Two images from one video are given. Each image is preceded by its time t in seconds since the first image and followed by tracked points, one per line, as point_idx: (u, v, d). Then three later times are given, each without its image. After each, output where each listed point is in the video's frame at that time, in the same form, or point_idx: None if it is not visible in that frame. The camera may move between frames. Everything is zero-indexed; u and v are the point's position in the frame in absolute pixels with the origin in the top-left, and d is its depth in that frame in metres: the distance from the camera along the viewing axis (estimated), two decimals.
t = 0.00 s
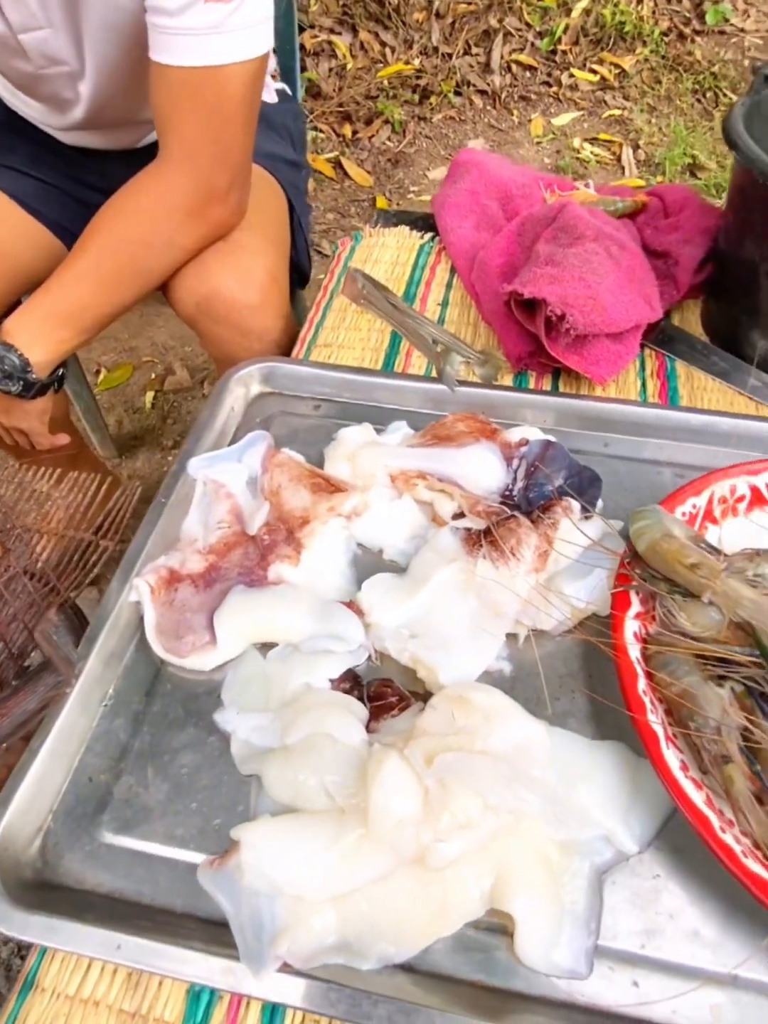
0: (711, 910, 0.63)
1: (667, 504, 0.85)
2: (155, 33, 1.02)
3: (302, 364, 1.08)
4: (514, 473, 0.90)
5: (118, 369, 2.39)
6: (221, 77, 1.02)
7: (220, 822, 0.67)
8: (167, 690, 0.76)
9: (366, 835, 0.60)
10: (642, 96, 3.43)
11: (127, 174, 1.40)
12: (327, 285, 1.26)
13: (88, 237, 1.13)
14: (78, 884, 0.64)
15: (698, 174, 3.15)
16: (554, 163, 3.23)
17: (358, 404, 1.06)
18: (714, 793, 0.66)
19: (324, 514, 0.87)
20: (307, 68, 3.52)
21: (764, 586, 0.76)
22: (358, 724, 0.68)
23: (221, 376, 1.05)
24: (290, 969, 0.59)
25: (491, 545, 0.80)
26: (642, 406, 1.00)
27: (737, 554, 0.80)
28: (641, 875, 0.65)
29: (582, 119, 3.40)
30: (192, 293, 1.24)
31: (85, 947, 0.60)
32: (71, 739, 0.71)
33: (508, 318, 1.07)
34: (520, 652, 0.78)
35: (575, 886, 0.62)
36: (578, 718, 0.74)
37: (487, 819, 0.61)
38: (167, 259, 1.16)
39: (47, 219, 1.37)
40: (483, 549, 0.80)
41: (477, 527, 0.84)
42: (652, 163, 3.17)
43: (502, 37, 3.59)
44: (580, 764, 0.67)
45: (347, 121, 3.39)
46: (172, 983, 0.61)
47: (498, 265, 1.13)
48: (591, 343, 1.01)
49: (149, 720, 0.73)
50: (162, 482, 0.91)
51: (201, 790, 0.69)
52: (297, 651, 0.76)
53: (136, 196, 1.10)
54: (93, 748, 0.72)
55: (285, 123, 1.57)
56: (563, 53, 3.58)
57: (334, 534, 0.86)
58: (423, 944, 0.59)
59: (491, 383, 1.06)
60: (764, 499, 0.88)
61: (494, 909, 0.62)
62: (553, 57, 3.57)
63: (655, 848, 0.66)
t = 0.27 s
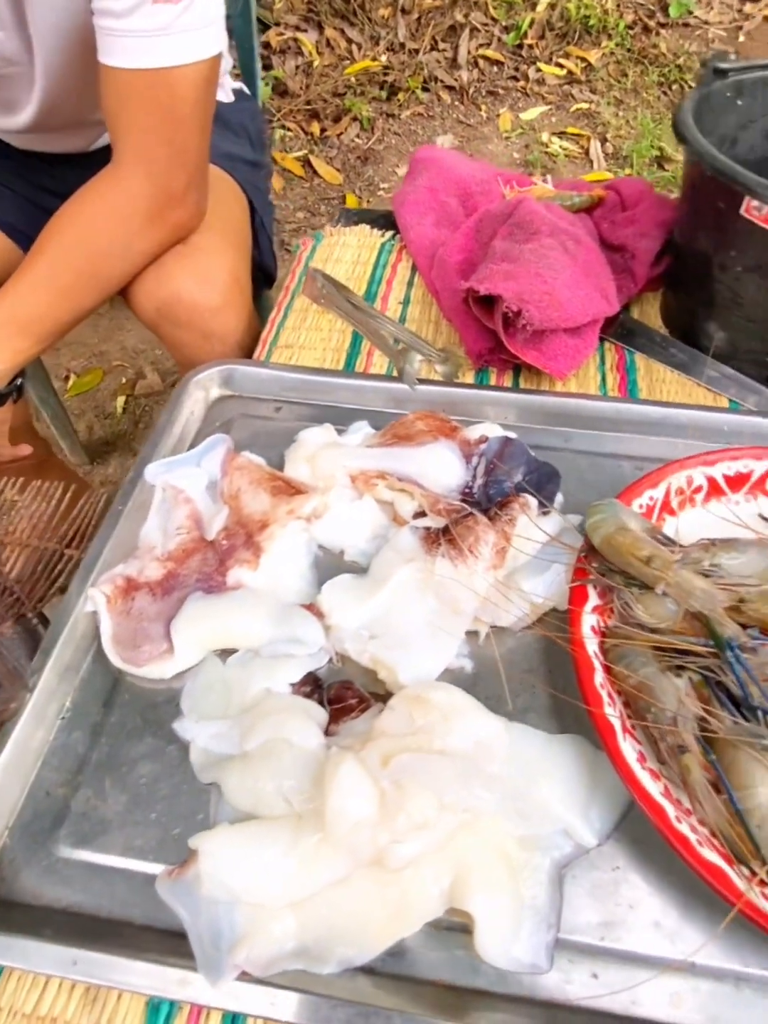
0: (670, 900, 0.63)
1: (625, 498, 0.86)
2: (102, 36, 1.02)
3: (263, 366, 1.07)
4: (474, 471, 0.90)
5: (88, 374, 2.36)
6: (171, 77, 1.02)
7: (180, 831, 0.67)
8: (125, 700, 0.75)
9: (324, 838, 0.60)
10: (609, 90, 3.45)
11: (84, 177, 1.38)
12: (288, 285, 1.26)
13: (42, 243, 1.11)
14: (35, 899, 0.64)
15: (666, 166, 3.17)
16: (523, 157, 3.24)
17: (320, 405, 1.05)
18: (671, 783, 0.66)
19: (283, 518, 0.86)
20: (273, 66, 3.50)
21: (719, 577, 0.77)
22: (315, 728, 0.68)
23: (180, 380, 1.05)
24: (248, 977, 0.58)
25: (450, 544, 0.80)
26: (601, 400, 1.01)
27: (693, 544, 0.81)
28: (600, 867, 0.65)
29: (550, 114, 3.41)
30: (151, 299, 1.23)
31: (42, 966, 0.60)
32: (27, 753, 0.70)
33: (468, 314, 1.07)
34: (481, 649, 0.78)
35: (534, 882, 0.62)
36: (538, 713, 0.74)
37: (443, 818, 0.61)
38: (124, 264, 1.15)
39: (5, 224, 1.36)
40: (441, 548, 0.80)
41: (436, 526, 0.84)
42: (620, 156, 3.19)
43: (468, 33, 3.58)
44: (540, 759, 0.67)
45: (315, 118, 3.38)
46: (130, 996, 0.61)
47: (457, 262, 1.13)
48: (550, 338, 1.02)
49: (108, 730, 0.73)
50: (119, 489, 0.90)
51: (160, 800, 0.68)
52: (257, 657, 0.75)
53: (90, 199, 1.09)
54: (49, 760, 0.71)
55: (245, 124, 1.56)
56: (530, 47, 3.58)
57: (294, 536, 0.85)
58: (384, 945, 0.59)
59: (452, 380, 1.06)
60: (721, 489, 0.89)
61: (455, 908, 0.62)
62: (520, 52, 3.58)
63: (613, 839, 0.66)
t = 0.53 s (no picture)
0: (612, 894, 0.64)
1: (570, 495, 0.86)
2: (37, 41, 1.01)
3: (212, 371, 1.06)
4: (421, 472, 0.90)
5: (52, 381, 2.33)
6: (106, 83, 1.00)
7: (122, 845, 0.66)
8: (68, 715, 0.74)
9: (260, 848, 0.60)
10: (572, 85, 3.46)
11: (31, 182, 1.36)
12: (239, 287, 1.24)
13: None
14: None
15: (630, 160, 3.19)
16: (489, 154, 3.25)
17: (269, 408, 1.04)
18: (611, 778, 0.67)
19: (228, 525, 0.85)
20: (236, 65, 3.47)
21: (661, 571, 0.79)
22: (256, 738, 0.68)
23: (125, 387, 1.03)
24: (188, 990, 0.58)
25: (394, 547, 0.80)
26: (549, 397, 1.01)
27: (637, 539, 0.82)
28: (543, 863, 0.65)
29: (515, 109, 3.42)
30: (94, 303, 1.23)
31: None
32: None
33: (417, 314, 1.07)
34: (428, 651, 0.78)
35: (476, 882, 0.62)
36: (484, 713, 0.74)
37: (379, 823, 0.61)
38: (66, 268, 1.14)
39: None
40: (385, 551, 0.80)
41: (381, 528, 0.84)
42: (585, 151, 3.20)
43: (431, 29, 3.58)
44: (483, 759, 0.67)
45: (279, 117, 3.36)
46: (70, 1015, 0.60)
47: (405, 262, 1.13)
48: (496, 337, 1.02)
49: (49, 746, 0.72)
50: (61, 500, 0.89)
51: (102, 814, 0.68)
52: (200, 667, 0.75)
53: (28, 205, 1.08)
54: None
55: (197, 126, 1.55)
56: (493, 43, 3.59)
57: (240, 543, 0.84)
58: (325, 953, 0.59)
59: (402, 381, 1.06)
60: (665, 483, 0.90)
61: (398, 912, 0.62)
62: (484, 48, 3.58)
63: (556, 836, 0.67)
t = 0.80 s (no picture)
0: (556, 888, 0.64)
1: (516, 489, 0.86)
2: None
3: (159, 372, 1.05)
4: (368, 469, 0.89)
5: (15, 385, 2.28)
6: (41, 80, 0.99)
7: (57, 860, 0.65)
8: (4, 728, 0.72)
9: (193, 858, 0.59)
10: (537, 77, 3.46)
11: None
12: (189, 286, 1.22)
13: None
14: None
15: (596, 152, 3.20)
16: (454, 147, 3.23)
17: (217, 408, 1.03)
18: (554, 772, 0.67)
19: (169, 528, 0.84)
20: (197, 61, 3.43)
21: (605, 564, 0.79)
22: (193, 746, 0.66)
23: (67, 392, 1.01)
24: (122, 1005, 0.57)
25: (337, 547, 0.79)
26: (500, 390, 1.01)
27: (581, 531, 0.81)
28: (487, 861, 0.65)
29: (481, 102, 3.41)
30: (42, 307, 1.19)
31: None
32: None
33: (365, 309, 1.06)
34: (374, 650, 0.77)
35: (417, 883, 0.62)
36: (429, 711, 0.73)
37: (315, 827, 0.60)
38: (9, 269, 1.12)
39: None
40: (328, 550, 0.79)
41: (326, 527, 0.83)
42: (551, 143, 3.20)
43: (395, 23, 3.56)
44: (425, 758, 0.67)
45: (243, 114, 3.33)
46: None
47: (353, 256, 1.11)
48: (444, 331, 1.01)
49: None
50: None
51: (38, 829, 0.66)
52: (141, 674, 0.73)
53: None
54: None
55: (147, 124, 1.52)
56: (457, 37, 3.57)
57: (182, 548, 0.83)
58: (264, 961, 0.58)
59: (352, 378, 1.05)
60: (612, 474, 0.89)
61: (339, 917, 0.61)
62: (447, 41, 3.57)
63: (499, 832, 0.66)
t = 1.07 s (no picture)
0: (489, 883, 0.62)
1: (450, 480, 0.85)
2: None
3: (89, 370, 1.01)
4: (302, 463, 0.87)
5: None
6: None
7: None
8: None
9: (107, 872, 0.57)
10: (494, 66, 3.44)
11: None
12: (122, 281, 1.19)
13: None
14: None
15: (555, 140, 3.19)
16: (412, 138, 3.20)
17: (150, 405, 1.00)
18: (485, 763, 0.66)
19: (93, 530, 0.81)
20: (148, 54, 3.35)
21: (537, 553, 0.77)
22: (112, 755, 0.64)
23: None
24: None
25: (264, 544, 0.77)
26: (437, 381, 1.00)
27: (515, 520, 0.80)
28: (419, 857, 0.64)
29: (438, 92, 3.39)
30: None
31: None
32: None
33: (299, 300, 1.04)
34: (306, 648, 0.76)
35: (345, 883, 0.60)
36: (360, 708, 0.72)
37: (233, 833, 0.59)
38: None
39: None
40: (256, 548, 0.77)
41: (255, 524, 0.80)
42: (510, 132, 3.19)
43: (349, 13, 3.52)
44: (353, 757, 0.65)
45: (197, 107, 3.27)
46: None
47: (287, 247, 1.10)
48: (380, 321, 1.01)
49: None
50: None
51: None
52: (62, 683, 0.71)
53: None
54: None
55: (82, 116, 1.48)
56: (413, 26, 3.54)
57: (108, 550, 0.80)
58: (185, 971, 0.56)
59: (289, 371, 1.03)
60: (548, 461, 0.89)
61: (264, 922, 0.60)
62: (403, 31, 3.54)
63: (431, 829, 0.65)
